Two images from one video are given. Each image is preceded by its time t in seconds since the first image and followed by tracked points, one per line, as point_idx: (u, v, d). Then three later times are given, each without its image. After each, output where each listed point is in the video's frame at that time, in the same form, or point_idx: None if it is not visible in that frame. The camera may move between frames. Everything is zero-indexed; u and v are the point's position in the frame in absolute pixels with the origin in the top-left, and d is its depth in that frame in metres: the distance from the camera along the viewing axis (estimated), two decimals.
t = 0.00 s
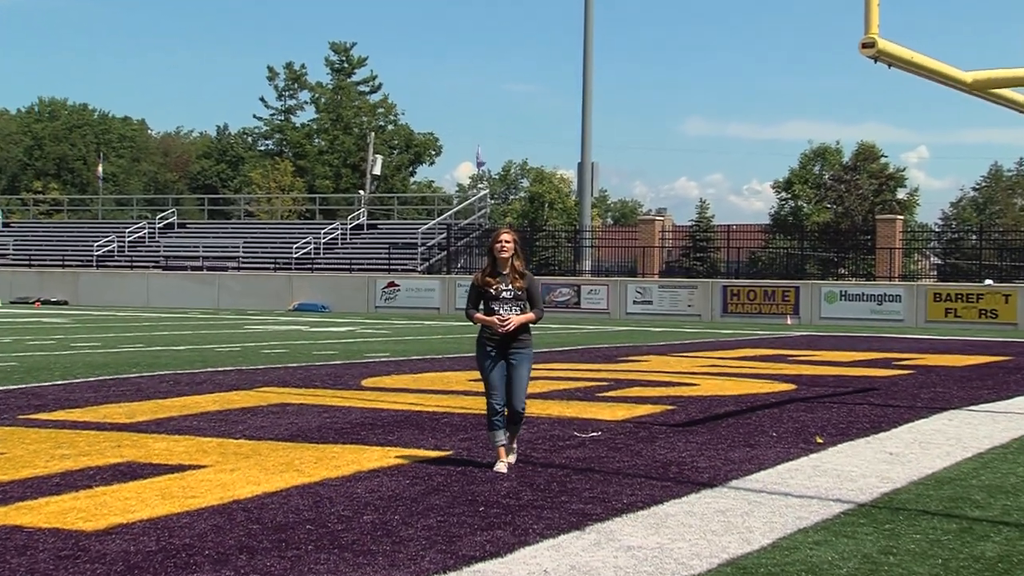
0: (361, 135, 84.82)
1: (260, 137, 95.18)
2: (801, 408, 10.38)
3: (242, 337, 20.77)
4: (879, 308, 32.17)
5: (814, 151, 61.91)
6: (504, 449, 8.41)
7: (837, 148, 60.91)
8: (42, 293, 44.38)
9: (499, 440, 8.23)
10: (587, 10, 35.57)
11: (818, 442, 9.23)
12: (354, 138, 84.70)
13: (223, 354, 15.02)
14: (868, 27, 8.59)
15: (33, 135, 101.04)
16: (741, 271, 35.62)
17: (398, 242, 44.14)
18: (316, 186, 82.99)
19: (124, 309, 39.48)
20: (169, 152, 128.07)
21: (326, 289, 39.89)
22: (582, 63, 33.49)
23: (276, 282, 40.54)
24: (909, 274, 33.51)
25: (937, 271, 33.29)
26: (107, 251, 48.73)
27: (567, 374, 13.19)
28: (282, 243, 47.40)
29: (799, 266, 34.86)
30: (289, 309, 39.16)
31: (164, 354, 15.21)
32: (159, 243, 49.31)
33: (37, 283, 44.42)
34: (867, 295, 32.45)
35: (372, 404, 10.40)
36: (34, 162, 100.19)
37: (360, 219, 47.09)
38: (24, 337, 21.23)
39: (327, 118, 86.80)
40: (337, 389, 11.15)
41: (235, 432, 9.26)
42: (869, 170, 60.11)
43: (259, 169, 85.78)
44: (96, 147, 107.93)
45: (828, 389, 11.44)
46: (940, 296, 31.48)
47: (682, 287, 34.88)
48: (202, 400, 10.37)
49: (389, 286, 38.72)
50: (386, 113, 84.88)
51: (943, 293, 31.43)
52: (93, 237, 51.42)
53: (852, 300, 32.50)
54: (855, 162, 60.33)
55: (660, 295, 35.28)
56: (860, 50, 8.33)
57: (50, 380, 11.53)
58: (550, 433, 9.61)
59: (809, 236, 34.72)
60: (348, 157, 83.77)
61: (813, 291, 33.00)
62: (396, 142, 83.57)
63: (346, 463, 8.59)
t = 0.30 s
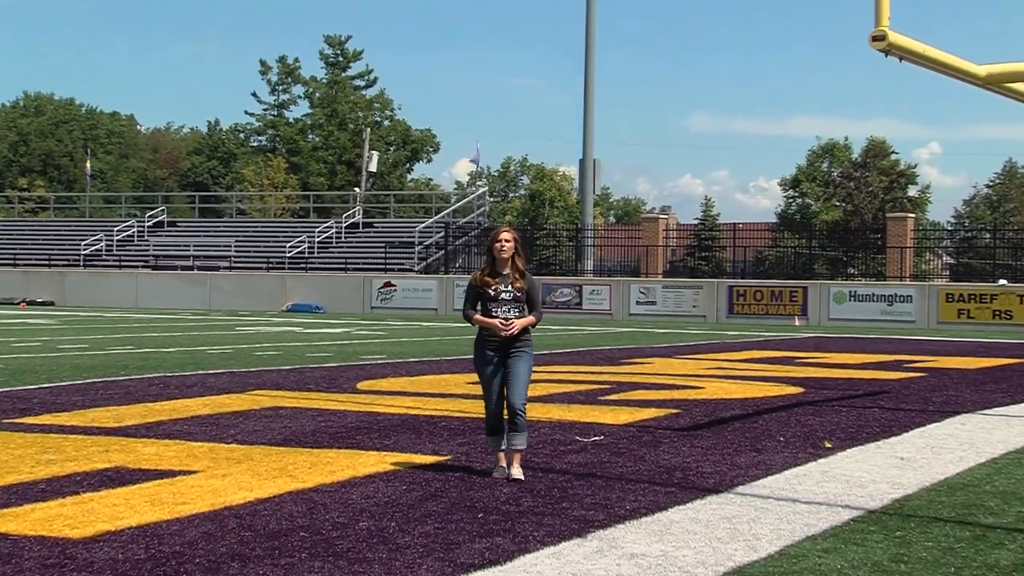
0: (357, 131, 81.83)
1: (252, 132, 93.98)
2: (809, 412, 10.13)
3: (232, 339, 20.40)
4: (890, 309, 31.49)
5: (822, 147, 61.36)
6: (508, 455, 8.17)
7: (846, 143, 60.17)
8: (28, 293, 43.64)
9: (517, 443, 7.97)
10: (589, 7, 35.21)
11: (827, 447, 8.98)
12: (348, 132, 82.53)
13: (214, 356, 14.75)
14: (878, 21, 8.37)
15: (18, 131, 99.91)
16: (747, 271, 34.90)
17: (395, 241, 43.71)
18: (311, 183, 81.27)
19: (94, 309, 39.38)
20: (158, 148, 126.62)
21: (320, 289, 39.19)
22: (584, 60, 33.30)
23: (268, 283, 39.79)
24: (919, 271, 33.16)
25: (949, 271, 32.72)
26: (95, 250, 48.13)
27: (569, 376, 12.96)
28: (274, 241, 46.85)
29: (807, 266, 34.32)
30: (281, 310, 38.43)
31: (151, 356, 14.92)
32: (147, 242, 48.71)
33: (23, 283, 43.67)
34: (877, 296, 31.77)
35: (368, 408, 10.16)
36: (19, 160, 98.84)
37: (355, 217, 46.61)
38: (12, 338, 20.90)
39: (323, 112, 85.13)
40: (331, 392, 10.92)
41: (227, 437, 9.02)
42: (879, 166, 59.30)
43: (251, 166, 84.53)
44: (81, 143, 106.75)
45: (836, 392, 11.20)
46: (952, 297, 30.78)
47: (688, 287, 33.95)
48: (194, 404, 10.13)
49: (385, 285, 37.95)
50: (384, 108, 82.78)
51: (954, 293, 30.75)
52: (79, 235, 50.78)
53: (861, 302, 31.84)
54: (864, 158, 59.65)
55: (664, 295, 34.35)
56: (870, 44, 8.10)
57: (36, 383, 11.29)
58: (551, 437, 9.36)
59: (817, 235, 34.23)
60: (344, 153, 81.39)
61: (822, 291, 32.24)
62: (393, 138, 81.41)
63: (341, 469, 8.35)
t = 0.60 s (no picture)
0: (352, 125, 81.94)
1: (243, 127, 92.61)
2: (819, 417, 9.85)
3: (222, 341, 19.97)
4: (903, 309, 30.55)
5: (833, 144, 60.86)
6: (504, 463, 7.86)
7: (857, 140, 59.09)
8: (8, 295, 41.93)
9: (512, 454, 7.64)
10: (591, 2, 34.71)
11: (838, 453, 8.71)
12: (343, 128, 81.95)
13: (204, 359, 14.43)
14: (891, 12, 8.15)
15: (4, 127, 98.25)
16: (755, 271, 33.58)
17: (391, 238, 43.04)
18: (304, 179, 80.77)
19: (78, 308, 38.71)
20: (146, 143, 124.72)
21: (313, 289, 37.76)
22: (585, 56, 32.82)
23: (260, 282, 38.38)
24: (933, 271, 31.69)
25: (965, 272, 31.20)
26: (79, 250, 46.72)
27: (569, 379, 12.69)
28: (265, 240, 45.68)
29: (818, 266, 32.87)
30: (275, 313, 37.14)
31: (137, 359, 14.55)
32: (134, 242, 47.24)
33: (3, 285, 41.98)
34: (889, 296, 30.86)
35: (364, 411, 9.90)
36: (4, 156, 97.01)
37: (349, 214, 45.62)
38: None
39: (315, 106, 83.80)
40: (325, 396, 10.65)
41: (217, 442, 8.76)
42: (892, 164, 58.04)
43: (242, 161, 83.28)
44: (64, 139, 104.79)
45: (846, 396, 10.94)
46: (966, 296, 29.91)
47: (694, 287, 33.14)
48: (183, 407, 9.87)
49: (381, 286, 36.78)
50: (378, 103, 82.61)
51: (971, 294, 29.85)
52: (63, 233, 49.65)
53: (873, 302, 30.93)
54: (877, 155, 58.42)
55: (669, 296, 33.47)
56: (883, 35, 7.88)
57: (21, 387, 11.01)
58: (552, 442, 9.10)
59: (828, 233, 32.91)
60: (337, 149, 81.02)
61: (832, 291, 31.36)
62: (389, 134, 80.86)
63: (335, 475, 8.09)
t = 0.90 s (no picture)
0: (346, 120, 79.68)
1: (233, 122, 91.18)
2: (830, 422, 9.58)
3: (212, 343, 19.60)
4: (917, 310, 29.96)
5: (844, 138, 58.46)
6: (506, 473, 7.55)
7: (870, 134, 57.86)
8: None
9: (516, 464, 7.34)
10: None
11: (849, 459, 8.44)
12: (337, 121, 79.94)
13: (192, 362, 14.11)
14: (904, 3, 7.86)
15: None
16: (763, 272, 32.87)
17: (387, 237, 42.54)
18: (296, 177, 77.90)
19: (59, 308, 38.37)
20: (133, 138, 122.67)
21: (307, 290, 37.01)
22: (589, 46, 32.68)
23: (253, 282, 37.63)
24: (948, 271, 30.99)
25: (981, 271, 30.52)
26: (63, 250, 45.71)
27: (570, 383, 12.43)
28: (257, 238, 45.13)
29: (829, 265, 32.32)
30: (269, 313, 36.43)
31: (124, 362, 14.27)
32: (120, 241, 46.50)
33: None
34: (903, 297, 30.26)
35: (360, 416, 9.64)
36: None
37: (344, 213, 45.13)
38: None
39: (309, 99, 82.32)
40: (319, 400, 10.39)
41: (206, 448, 8.50)
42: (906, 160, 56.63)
43: (233, 156, 81.72)
44: (49, 132, 102.91)
45: (856, 400, 10.67)
46: (982, 297, 29.36)
47: (701, 286, 32.40)
48: (172, 412, 9.61)
49: (377, 286, 36.02)
50: (373, 96, 80.77)
51: (986, 293, 29.31)
52: (47, 232, 48.80)
53: (886, 303, 30.34)
54: (892, 150, 57.07)
55: (674, 296, 32.78)
56: (897, 26, 7.60)
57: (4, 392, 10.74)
58: (554, 447, 8.84)
59: (840, 232, 32.41)
60: (331, 145, 78.70)
61: (843, 291, 30.77)
62: (384, 128, 78.60)
63: (329, 482, 7.83)
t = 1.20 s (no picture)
0: (340, 113, 78.71)
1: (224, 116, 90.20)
2: (841, 427, 9.28)
3: (202, 346, 19.28)
4: (932, 311, 29.62)
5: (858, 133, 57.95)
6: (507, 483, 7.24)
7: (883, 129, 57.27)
8: None
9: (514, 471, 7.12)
10: None
11: (862, 465, 8.15)
12: (331, 114, 79.09)
13: (180, 365, 13.83)
14: None
15: None
16: (772, 271, 32.56)
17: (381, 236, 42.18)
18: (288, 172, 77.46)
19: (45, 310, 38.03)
20: (120, 132, 121.32)
21: (299, 290, 36.63)
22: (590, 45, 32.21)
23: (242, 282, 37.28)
24: (964, 270, 30.65)
25: (999, 270, 30.16)
26: (47, 248, 45.28)
27: (570, 386, 12.15)
28: (248, 236, 44.79)
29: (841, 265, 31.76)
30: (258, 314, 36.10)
31: (110, 365, 13.97)
32: (105, 237, 46.13)
33: None
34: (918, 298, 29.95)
35: (354, 421, 9.36)
36: None
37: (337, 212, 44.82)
38: None
39: (301, 93, 81.50)
40: (311, 405, 10.12)
41: (194, 454, 8.23)
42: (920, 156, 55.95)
43: (223, 150, 80.75)
44: (35, 124, 101.49)
45: (869, 404, 10.38)
46: (1000, 296, 29.05)
47: (709, 287, 32.09)
48: (159, 417, 9.36)
49: (371, 287, 35.74)
50: (368, 90, 79.99)
51: (1003, 292, 29.00)
52: (31, 229, 48.26)
53: (901, 304, 30.01)
54: (905, 145, 56.11)
55: (681, 297, 32.45)
56: (912, 15, 7.24)
57: None
58: (556, 454, 8.56)
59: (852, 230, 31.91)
60: (324, 139, 77.85)
61: (856, 292, 30.51)
62: (380, 123, 77.88)
63: (321, 489, 7.55)
